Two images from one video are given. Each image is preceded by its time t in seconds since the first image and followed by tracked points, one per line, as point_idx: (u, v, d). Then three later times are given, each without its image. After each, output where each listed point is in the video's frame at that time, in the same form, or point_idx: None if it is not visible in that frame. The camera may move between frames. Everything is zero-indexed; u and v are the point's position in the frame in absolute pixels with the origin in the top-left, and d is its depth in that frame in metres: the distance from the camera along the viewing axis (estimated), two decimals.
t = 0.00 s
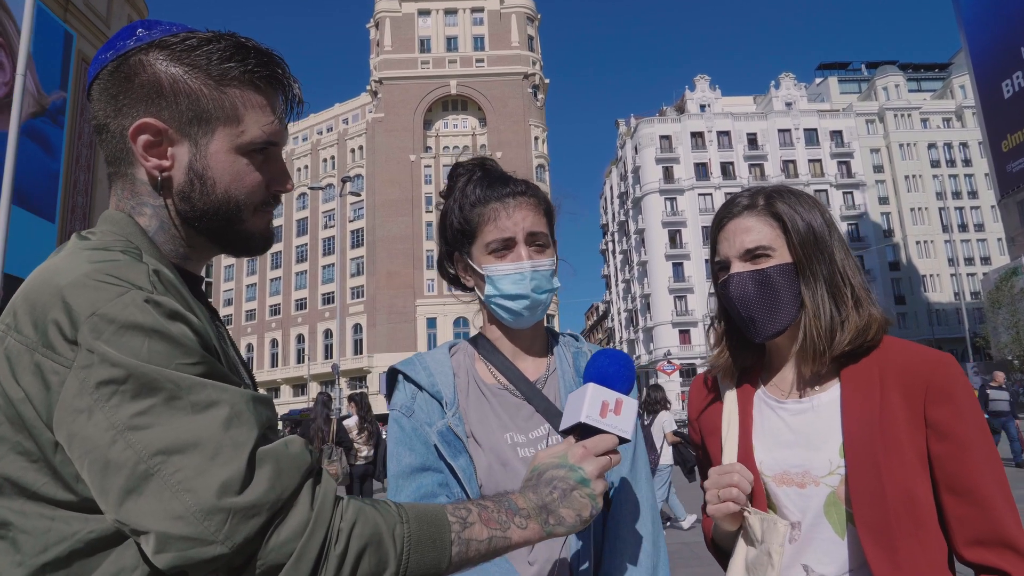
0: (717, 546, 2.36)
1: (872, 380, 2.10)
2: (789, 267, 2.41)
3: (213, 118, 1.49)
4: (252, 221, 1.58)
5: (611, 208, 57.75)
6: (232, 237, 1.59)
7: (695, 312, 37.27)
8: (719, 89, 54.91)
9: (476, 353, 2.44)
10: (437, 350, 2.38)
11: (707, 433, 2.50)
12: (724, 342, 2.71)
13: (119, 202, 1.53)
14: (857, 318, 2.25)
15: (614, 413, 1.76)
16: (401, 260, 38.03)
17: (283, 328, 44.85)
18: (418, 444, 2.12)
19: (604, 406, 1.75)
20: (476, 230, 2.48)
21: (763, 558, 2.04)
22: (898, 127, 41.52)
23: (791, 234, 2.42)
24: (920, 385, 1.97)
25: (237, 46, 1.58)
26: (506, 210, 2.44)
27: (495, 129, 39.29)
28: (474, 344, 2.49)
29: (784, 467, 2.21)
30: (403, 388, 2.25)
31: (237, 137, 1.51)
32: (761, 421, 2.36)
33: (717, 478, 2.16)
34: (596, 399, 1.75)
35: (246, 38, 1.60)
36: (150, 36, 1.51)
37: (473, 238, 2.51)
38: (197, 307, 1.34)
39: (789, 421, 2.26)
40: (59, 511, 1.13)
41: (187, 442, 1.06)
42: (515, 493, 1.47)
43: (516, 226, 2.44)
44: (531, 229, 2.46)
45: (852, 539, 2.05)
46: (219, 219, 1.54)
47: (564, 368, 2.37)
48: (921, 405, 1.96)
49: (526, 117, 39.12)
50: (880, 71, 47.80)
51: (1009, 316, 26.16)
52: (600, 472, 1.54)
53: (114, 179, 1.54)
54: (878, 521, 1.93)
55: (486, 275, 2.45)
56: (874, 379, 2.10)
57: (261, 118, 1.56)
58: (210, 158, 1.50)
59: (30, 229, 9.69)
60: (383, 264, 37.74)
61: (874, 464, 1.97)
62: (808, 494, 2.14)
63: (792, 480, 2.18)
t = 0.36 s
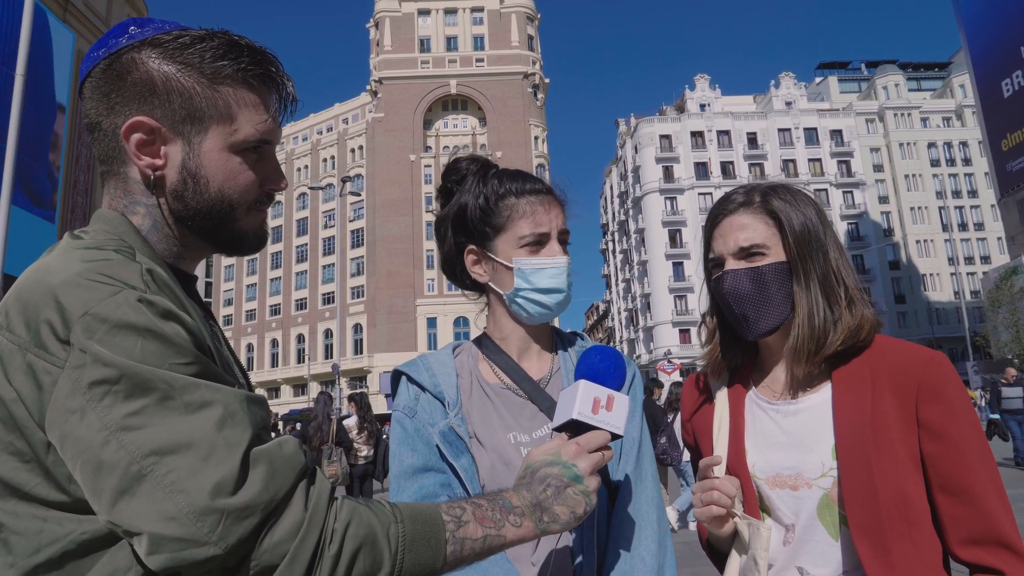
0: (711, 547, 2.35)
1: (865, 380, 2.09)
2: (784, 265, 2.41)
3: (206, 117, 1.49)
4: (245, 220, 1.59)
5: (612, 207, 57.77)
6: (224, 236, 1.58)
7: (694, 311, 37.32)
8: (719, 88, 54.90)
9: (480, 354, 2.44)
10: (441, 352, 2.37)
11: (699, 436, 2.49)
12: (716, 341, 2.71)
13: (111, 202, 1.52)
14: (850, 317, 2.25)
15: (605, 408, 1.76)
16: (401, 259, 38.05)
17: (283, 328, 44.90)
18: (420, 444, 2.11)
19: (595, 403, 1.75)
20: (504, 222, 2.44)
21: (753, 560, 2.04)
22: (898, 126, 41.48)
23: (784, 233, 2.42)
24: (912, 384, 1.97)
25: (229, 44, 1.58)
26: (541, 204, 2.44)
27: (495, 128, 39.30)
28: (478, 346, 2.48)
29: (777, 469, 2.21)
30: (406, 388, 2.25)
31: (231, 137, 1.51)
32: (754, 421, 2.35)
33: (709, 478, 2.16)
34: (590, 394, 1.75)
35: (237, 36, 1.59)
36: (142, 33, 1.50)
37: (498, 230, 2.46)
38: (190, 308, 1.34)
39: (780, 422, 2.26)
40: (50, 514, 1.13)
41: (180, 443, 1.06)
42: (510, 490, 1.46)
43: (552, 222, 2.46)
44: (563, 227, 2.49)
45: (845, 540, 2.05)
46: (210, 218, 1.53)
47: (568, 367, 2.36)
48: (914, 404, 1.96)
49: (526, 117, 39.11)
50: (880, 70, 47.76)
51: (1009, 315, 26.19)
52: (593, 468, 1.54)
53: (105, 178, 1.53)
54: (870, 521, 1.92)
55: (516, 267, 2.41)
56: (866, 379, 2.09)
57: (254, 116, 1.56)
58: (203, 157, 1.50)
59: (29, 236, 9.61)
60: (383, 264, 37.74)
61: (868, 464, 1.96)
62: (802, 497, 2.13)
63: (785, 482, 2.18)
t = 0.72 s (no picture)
0: (707, 547, 2.35)
1: (868, 379, 2.08)
2: (789, 260, 2.40)
3: (203, 115, 1.49)
4: (243, 219, 1.59)
5: (611, 207, 57.76)
6: (221, 234, 1.58)
7: (694, 311, 37.33)
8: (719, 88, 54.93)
9: (476, 351, 2.44)
10: (436, 349, 2.36)
11: (699, 432, 2.50)
12: (721, 337, 2.71)
13: (106, 199, 1.52)
14: (856, 311, 2.26)
15: (600, 407, 1.76)
16: (400, 259, 38.04)
17: (283, 328, 44.90)
18: (417, 444, 2.09)
19: (590, 401, 1.75)
20: (522, 212, 2.43)
21: (749, 557, 2.05)
22: (897, 126, 41.46)
23: (790, 228, 2.41)
24: (916, 383, 1.97)
25: (227, 41, 1.58)
26: (561, 197, 2.47)
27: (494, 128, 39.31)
28: (474, 343, 2.48)
29: (778, 467, 2.21)
30: (401, 387, 2.24)
31: (227, 134, 1.51)
32: (755, 418, 2.35)
33: (708, 474, 2.16)
34: (588, 393, 1.75)
35: (235, 34, 1.60)
36: (138, 32, 1.50)
37: (516, 219, 2.43)
38: (189, 307, 1.33)
39: (783, 418, 2.26)
40: (47, 514, 1.13)
41: (179, 442, 1.06)
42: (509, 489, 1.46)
43: (570, 217, 2.48)
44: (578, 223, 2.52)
45: (844, 538, 2.05)
46: (210, 216, 1.53)
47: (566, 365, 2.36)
48: (919, 404, 1.95)
49: (525, 116, 39.12)
50: (879, 70, 47.75)
51: (1008, 314, 26.25)
52: (592, 469, 1.55)
53: (101, 176, 1.53)
54: (871, 520, 1.92)
55: (533, 258, 2.41)
56: (870, 378, 2.08)
57: (251, 114, 1.56)
58: (200, 155, 1.49)
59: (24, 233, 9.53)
60: (382, 264, 37.74)
61: (868, 460, 1.96)
62: (802, 493, 2.13)
63: (785, 479, 2.18)
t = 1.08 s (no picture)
0: (706, 547, 2.35)
1: (877, 380, 2.08)
2: (799, 259, 2.40)
3: (199, 112, 1.49)
4: (241, 217, 1.58)
5: (611, 207, 57.75)
6: (220, 232, 1.59)
7: (694, 310, 37.32)
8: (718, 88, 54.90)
9: (467, 349, 2.44)
10: (426, 348, 2.36)
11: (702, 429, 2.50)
12: (729, 336, 2.70)
13: (105, 197, 1.52)
14: (865, 312, 2.26)
15: (600, 402, 1.77)
16: (399, 258, 38.01)
17: (282, 327, 44.87)
18: (404, 447, 2.10)
19: (590, 395, 1.77)
20: (523, 208, 2.42)
21: (747, 555, 2.05)
22: (897, 125, 41.41)
23: (801, 226, 2.40)
24: (922, 385, 1.96)
25: (225, 37, 1.57)
26: (563, 197, 2.47)
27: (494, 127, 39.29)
28: (466, 340, 2.48)
29: (780, 464, 2.21)
30: (390, 388, 2.24)
31: (224, 131, 1.50)
32: (760, 417, 2.35)
33: (709, 470, 2.14)
34: (585, 388, 1.77)
35: (233, 30, 1.59)
36: (134, 28, 1.49)
37: (517, 215, 2.43)
38: (188, 306, 1.33)
39: (786, 416, 2.26)
40: (45, 512, 1.13)
41: (176, 442, 1.06)
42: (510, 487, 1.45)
43: (571, 217, 2.48)
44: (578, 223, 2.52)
45: (846, 537, 2.04)
46: (209, 214, 1.53)
47: (560, 364, 2.36)
48: (924, 404, 1.95)
49: (525, 115, 39.11)
50: (879, 69, 47.71)
51: (1007, 312, 26.26)
52: (591, 464, 1.55)
53: (99, 174, 1.53)
54: (876, 520, 1.91)
55: (531, 256, 2.41)
56: (879, 379, 2.08)
57: (249, 111, 1.55)
58: (198, 152, 1.49)
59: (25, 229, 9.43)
60: (381, 263, 37.70)
61: (873, 461, 1.95)
62: (803, 489, 2.13)
63: (787, 476, 2.18)
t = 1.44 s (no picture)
0: (708, 548, 2.36)
1: (883, 379, 2.08)
2: (805, 256, 2.39)
3: (196, 110, 1.48)
4: (240, 214, 1.58)
5: (610, 205, 57.80)
6: (219, 232, 1.59)
7: (693, 309, 37.36)
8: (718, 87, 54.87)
9: (463, 350, 2.44)
10: (422, 349, 2.36)
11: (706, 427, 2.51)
12: (734, 333, 2.70)
13: (105, 195, 1.52)
14: (871, 310, 2.25)
15: (601, 391, 1.78)
16: (399, 257, 38.01)
17: (281, 325, 44.88)
18: (396, 446, 2.12)
19: (590, 385, 1.77)
20: (514, 208, 2.42)
21: (751, 554, 2.06)
22: (897, 125, 41.42)
23: (807, 223, 2.40)
24: (931, 384, 1.96)
25: (223, 34, 1.57)
26: (553, 195, 2.45)
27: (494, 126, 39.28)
28: (462, 341, 2.49)
29: (784, 461, 2.21)
30: (385, 389, 2.26)
31: (222, 129, 1.50)
32: (764, 414, 2.35)
33: (712, 469, 2.15)
34: (584, 377, 1.78)
35: (231, 28, 1.59)
36: (130, 26, 1.49)
37: (507, 215, 2.43)
38: (188, 306, 1.33)
39: (791, 413, 2.26)
40: (48, 511, 1.13)
41: (176, 441, 1.06)
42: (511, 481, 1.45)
43: (562, 217, 2.48)
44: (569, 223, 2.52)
45: (854, 536, 2.04)
46: (208, 212, 1.53)
47: (554, 363, 2.35)
48: (933, 405, 1.95)
49: (524, 114, 39.10)
50: (878, 68, 47.74)
51: (1007, 311, 26.31)
52: (591, 453, 1.55)
53: (98, 172, 1.53)
54: (883, 518, 1.91)
55: (521, 257, 2.41)
56: (884, 378, 2.08)
57: (246, 109, 1.55)
58: (195, 151, 1.49)
59: (27, 231, 9.36)
60: (381, 262, 37.67)
61: (879, 459, 1.96)
62: (811, 487, 2.13)
63: (794, 474, 2.17)
